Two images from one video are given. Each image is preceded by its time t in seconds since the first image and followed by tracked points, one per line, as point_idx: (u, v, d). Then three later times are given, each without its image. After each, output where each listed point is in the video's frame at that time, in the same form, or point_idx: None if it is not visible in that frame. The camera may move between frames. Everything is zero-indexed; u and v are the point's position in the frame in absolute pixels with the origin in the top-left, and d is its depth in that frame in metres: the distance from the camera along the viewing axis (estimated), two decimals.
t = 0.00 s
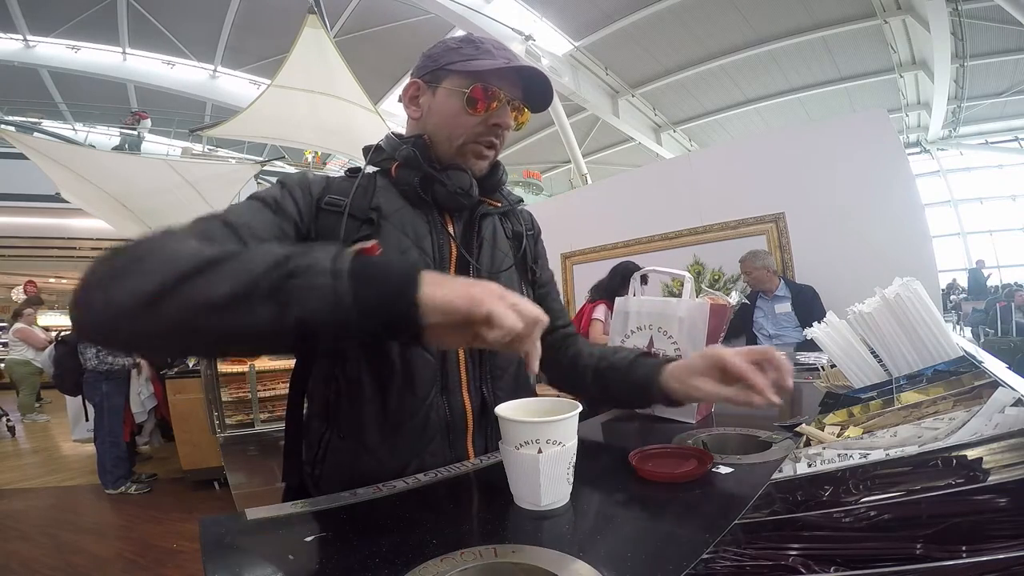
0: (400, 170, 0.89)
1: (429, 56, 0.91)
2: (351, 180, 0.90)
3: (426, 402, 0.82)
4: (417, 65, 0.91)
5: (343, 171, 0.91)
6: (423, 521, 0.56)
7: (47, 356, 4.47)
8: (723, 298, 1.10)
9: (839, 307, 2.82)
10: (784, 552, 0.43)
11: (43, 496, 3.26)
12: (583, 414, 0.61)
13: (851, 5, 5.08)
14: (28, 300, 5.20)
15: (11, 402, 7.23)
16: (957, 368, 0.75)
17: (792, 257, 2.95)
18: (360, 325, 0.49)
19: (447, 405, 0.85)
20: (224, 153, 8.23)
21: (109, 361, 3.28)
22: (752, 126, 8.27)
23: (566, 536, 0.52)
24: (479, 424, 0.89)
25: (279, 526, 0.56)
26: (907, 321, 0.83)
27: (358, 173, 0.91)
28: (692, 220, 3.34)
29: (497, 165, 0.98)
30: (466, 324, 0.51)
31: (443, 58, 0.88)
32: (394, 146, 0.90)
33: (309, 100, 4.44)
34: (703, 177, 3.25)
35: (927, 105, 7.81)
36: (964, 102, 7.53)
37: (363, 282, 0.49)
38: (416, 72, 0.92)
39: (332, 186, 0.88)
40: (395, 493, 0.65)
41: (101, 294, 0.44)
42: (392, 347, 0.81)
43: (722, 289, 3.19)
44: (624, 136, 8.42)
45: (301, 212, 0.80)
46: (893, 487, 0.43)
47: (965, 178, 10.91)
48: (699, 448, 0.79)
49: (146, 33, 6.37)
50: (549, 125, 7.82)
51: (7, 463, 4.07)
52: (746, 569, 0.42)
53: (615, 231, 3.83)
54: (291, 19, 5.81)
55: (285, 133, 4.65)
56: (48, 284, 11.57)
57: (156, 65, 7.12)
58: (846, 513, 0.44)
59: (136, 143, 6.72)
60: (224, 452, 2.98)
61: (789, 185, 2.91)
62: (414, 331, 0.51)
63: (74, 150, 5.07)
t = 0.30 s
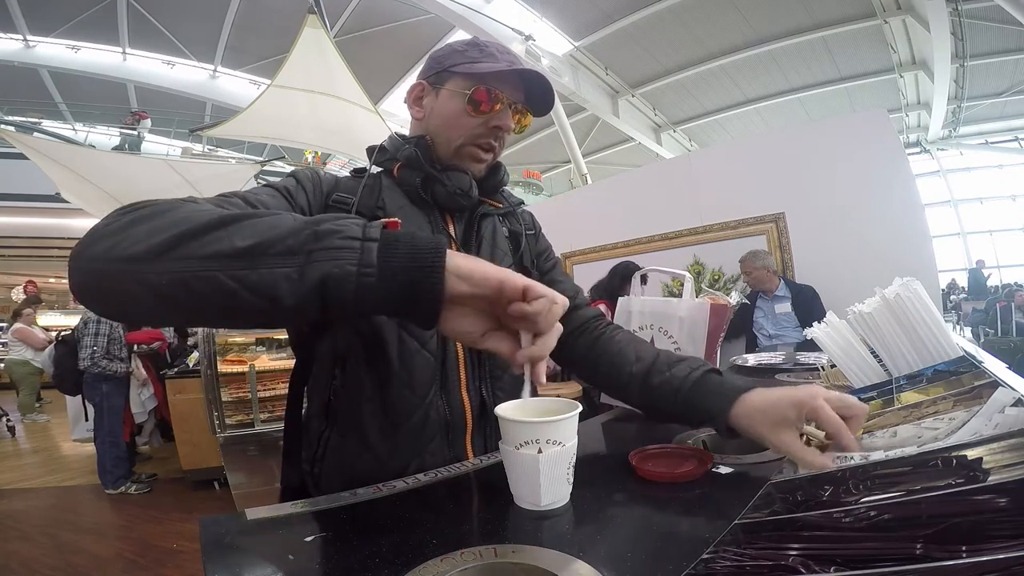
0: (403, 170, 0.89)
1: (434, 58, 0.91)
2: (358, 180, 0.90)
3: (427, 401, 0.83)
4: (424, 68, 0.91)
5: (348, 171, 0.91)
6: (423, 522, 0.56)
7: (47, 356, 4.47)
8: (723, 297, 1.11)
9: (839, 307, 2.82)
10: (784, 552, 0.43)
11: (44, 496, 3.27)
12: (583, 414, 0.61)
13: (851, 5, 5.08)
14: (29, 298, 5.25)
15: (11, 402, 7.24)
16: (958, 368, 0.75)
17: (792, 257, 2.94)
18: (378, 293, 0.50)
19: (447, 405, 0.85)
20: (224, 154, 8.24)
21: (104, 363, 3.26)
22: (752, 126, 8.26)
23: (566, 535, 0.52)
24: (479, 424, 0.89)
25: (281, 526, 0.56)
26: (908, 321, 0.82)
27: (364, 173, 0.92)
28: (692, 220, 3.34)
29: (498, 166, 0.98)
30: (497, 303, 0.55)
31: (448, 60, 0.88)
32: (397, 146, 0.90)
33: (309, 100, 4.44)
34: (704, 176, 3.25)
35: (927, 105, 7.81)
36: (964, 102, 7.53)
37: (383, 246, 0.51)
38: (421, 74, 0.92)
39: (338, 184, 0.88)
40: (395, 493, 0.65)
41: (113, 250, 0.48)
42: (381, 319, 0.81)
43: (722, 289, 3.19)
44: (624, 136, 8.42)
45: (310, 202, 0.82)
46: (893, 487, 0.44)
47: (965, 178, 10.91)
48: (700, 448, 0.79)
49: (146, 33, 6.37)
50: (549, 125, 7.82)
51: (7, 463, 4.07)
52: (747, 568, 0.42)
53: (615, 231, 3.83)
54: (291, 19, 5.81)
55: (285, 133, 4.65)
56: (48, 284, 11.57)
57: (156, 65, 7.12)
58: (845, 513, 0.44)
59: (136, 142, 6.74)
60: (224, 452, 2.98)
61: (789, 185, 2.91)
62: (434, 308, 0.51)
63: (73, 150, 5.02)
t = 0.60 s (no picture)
0: (412, 177, 0.86)
1: (413, 53, 0.90)
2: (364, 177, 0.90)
3: (438, 417, 0.83)
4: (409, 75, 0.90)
5: (357, 168, 0.92)
6: (424, 521, 0.57)
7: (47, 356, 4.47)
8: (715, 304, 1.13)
9: (839, 307, 2.81)
10: (784, 552, 0.43)
11: (43, 496, 3.26)
12: (583, 414, 0.61)
13: (851, 5, 5.08)
14: (29, 296, 5.38)
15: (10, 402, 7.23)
16: (957, 368, 0.76)
17: (792, 256, 2.95)
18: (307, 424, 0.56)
19: (459, 417, 0.85)
20: (224, 154, 8.24)
21: (111, 363, 3.23)
22: (752, 126, 8.26)
23: (568, 535, 0.53)
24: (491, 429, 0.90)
25: (277, 526, 0.56)
26: (908, 321, 0.82)
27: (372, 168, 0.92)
28: (692, 220, 3.34)
29: (516, 154, 0.93)
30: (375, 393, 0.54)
31: (422, 57, 0.86)
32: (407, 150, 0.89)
33: (309, 100, 4.44)
34: (704, 177, 3.26)
35: (927, 105, 7.80)
36: (964, 102, 7.52)
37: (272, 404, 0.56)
38: (409, 80, 0.91)
39: (343, 191, 0.87)
40: (394, 493, 0.65)
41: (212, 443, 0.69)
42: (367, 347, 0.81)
43: (722, 288, 3.21)
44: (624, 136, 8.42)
45: (307, 226, 0.82)
46: (893, 487, 0.44)
47: (965, 178, 10.91)
48: (700, 448, 0.79)
49: (146, 32, 6.37)
50: (549, 125, 7.82)
51: (7, 463, 4.07)
52: (747, 568, 0.42)
53: (615, 231, 3.84)
54: (291, 19, 5.81)
55: (285, 133, 4.65)
56: (48, 284, 11.57)
57: (156, 65, 7.12)
58: (846, 513, 0.44)
59: (136, 143, 6.77)
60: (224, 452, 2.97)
61: (789, 186, 2.91)
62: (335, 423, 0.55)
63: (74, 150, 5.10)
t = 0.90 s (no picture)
0: (396, 178, 0.87)
1: (400, 44, 0.88)
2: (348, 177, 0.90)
3: (430, 420, 0.83)
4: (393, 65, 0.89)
5: (342, 168, 0.91)
6: (422, 521, 0.57)
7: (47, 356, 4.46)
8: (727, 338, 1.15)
9: (839, 307, 2.81)
10: (784, 552, 0.43)
11: (43, 496, 3.26)
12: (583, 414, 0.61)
13: (851, 5, 5.08)
14: (28, 296, 5.35)
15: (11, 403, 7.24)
16: (957, 368, 0.76)
17: (792, 256, 2.95)
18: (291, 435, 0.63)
19: (454, 421, 0.85)
20: (224, 154, 8.25)
21: (111, 363, 3.23)
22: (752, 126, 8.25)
23: (568, 535, 0.53)
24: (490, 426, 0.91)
25: (279, 526, 0.56)
26: (908, 322, 0.82)
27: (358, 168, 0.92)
28: (692, 220, 3.33)
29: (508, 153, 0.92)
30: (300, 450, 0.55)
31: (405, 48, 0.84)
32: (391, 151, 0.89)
33: (308, 100, 4.44)
34: (703, 177, 3.26)
35: (927, 105, 7.81)
36: (964, 102, 7.53)
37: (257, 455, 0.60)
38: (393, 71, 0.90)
39: (324, 193, 0.87)
40: (394, 493, 0.65)
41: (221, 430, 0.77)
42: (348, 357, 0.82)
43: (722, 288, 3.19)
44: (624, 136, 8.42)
45: (287, 232, 0.82)
46: (892, 487, 0.44)
47: (965, 178, 10.92)
48: (700, 448, 0.79)
49: (146, 33, 6.37)
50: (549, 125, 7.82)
51: (7, 463, 4.07)
52: (747, 568, 0.42)
53: (615, 231, 3.83)
54: (291, 20, 5.81)
55: (285, 133, 4.65)
56: (48, 285, 11.57)
57: (156, 65, 7.12)
58: (846, 513, 0.44)
59: (136, 143, 6.76)
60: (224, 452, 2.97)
61: (790, 185, 2.91)
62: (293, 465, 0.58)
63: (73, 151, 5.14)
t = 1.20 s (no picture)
0: (395, 176, 0.87)
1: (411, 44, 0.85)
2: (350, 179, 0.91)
3: (429, 416, 0.82)
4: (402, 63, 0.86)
5: (342, 170, 0.92)
6: (423, 521, 0.56)
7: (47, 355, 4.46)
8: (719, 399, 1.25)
9: (839, 307, 2.81)
10: (784, 552, 0.43)
11: (43, 496, 3.26)
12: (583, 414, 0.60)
13: (851, 5, 5.07)
14: (27, 296, 5.33)
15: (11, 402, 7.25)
16: (958, 368, 0.76)
17: (792, 256, 2.94)
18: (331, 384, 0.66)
19: (453, 418, 0.85)
20: (224, 153, 8.25)
21: (111, 363, 3.23)
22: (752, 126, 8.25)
23: (568, 536, 0.52)
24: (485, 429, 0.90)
25: (282, 525, 0.56)
26: (908, 322, 0.82)
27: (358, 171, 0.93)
28: (692, 221, 3.34)
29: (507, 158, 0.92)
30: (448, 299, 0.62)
31: (420, 49, 0.82)
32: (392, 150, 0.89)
33: (308, 100, 4.44)
34: (703, 177, 3.26)
35: (927, 105, 7.81)
36: (964, 103, 7.52)
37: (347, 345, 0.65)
38: (401, 69, 0.87)
39: (329, 191, 0.87)
40: (394, 493, 0.65)
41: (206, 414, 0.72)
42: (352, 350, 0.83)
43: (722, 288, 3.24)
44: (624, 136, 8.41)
45: (295, 227, 0.82)
46: (892, 487, 0.44)
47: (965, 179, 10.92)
48: (700, 448, 0.79)
49: (146, 32, 6.37)
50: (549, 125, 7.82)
51: (7, 463, 4.07)
52: (747, 568, 0.42)
53: (615, 231, 3.83)
54: (291, 20, 5.81)
55: (285, 133, 4.65)
56: (49, 285, 11.58)
57: (156, 65, 7.12)
58: (846, 513, 0.44)
59: (136, 142, 6.76)
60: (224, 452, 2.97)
61: (790, 185, 2.91)
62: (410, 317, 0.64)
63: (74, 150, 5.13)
